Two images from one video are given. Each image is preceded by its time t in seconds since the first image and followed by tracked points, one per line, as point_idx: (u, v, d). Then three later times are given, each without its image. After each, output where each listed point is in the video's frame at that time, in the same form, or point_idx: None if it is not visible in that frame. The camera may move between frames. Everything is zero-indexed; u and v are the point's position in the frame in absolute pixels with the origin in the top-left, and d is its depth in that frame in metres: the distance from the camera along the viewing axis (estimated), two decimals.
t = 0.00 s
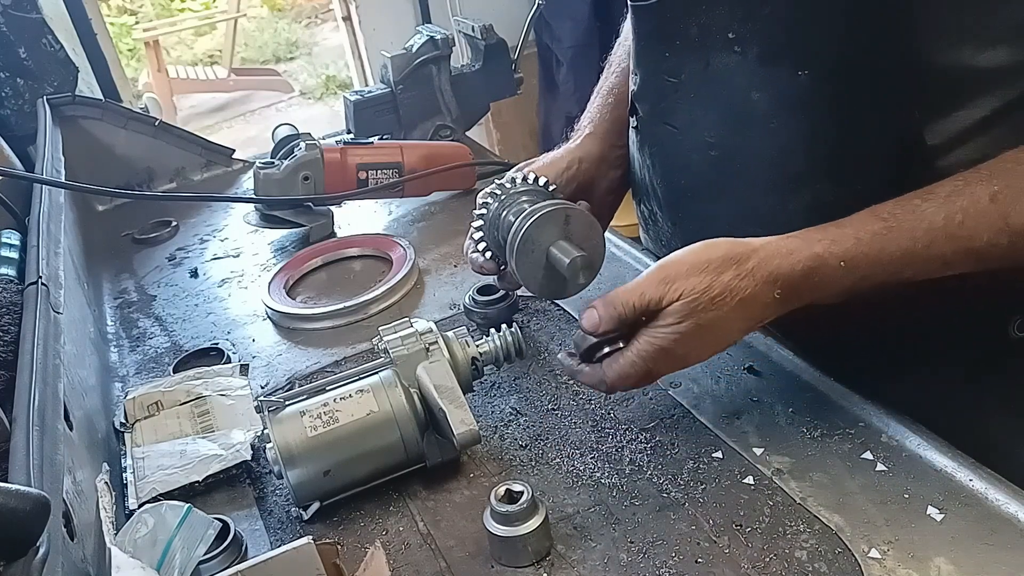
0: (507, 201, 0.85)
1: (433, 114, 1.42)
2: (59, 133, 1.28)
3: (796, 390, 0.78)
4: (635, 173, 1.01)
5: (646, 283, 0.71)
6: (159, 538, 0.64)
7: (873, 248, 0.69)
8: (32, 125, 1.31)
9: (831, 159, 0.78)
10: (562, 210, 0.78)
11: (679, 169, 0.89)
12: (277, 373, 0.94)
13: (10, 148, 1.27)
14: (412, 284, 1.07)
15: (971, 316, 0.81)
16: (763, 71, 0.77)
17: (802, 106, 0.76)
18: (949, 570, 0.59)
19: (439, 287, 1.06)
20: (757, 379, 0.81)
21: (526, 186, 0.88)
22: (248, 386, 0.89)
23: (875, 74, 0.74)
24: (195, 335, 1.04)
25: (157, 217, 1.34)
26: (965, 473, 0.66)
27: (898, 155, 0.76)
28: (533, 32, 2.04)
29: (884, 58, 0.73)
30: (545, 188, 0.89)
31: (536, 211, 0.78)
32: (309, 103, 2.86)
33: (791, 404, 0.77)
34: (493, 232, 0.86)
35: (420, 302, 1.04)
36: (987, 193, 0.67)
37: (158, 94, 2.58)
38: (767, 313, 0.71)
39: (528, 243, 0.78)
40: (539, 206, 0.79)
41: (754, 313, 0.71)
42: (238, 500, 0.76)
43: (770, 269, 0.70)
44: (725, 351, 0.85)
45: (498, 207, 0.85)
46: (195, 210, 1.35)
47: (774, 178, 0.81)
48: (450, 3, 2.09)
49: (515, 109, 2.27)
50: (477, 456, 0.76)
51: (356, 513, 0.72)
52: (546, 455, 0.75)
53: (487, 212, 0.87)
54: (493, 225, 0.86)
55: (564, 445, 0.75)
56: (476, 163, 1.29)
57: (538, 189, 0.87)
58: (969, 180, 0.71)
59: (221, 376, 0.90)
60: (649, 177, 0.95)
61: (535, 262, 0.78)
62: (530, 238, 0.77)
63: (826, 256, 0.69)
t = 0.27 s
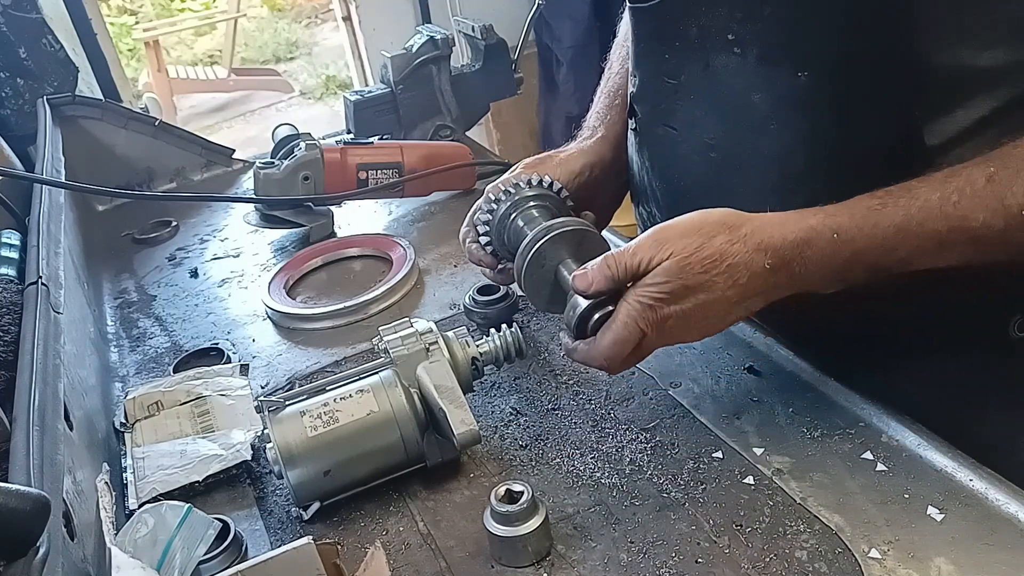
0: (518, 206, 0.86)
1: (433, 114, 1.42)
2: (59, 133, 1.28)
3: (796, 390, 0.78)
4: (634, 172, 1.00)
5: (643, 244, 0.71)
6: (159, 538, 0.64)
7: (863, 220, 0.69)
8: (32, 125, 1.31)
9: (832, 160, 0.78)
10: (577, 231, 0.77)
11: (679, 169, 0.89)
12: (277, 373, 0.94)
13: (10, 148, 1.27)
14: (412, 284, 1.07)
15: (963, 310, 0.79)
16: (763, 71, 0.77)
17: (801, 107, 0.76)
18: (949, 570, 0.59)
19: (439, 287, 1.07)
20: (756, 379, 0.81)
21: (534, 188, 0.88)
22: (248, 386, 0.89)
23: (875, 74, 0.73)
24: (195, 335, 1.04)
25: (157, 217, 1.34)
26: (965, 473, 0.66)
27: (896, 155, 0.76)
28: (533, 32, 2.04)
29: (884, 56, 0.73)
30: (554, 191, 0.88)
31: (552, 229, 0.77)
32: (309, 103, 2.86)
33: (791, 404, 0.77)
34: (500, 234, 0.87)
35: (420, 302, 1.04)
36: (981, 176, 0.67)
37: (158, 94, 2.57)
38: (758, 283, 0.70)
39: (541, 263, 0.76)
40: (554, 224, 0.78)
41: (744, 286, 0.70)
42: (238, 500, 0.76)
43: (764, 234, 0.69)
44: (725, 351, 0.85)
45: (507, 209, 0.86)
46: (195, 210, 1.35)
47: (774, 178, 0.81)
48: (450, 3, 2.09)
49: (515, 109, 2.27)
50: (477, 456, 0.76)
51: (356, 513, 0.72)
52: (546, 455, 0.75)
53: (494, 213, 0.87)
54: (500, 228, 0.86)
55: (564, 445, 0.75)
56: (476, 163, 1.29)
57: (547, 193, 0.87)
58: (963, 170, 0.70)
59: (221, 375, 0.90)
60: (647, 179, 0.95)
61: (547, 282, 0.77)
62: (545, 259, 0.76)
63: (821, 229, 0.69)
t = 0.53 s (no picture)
0: (511, 196, 0.84)
1: (433, 114, 1.42)
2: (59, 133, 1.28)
3: (796, 389, 0.79)
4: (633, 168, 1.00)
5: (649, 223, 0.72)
6: (159, 538, 0.64)
7: (849, 201, 0.66)
8: (32, 125, 1.31)
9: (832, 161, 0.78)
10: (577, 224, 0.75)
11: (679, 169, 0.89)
12: (277, 373, 0.94)
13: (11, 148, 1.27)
14: (412, 284, 1.07)
15: (963, 310, 0.77)
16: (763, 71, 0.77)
17: (802, 107, 0.76)
18: (949, 570, 0.59)
19: (439, 287, 1.07)
20: (756, 379, 0.81)
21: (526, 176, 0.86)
22: (248, 386, 0.89)
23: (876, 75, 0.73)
24: (195, 335, 1.04)
25: (157, 217, 1.34)
26: (965, 473, 0.66)
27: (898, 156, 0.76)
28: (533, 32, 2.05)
29: (883, 57, 0.72)
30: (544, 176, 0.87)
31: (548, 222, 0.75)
32: (309, 103, 2.86)
33: (791, 404, 0.77)
34: (491, 222, 0.85)
35: (421, 302, 1.04)
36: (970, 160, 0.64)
37: (159, 94, 2.58)
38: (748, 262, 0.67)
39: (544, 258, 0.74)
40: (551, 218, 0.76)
41: (733, 267, 0.68)
42: (238, 500, 0.76)
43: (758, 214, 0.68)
44: (725, 351, 0.86)
45: (499, 199, 0.84)
46: (195, 210, 1.35)
47: (774, 178, 0.81)
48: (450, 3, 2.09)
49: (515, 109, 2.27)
50: (477, 456, 0.76)
51: (356, 513, 0.71)
52: (546, 455, 0.75)
53: (487, 202, 0.85)
54: (493, 217, 0.84)
55: (564, 446, 0.75)
56: (476, 164, 1.29)
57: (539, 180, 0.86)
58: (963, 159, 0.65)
59: (221, 376, 0.90)
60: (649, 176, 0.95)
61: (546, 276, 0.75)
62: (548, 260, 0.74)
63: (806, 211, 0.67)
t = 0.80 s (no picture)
0: (532, 203, 0.82)
1: (433, 114, 1.42)
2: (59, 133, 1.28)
3: (796, 389, 0.79)
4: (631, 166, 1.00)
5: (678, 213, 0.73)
6: (159, 538, 0.64)
7: (887, 203, 0.66)
8: (32, 125, 1.31)
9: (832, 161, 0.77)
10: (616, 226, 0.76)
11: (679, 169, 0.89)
12: (277, 373, 0.94)
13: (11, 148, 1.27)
14: (412, 284, 1.07)
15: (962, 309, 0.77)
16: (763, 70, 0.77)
17: (801, 107, 0.76)
18: (949, 570, 0.59)
19: (439, 287, 1.07)
20: (756, 379, 0.81)
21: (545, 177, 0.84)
22: (248, 386, 0.89)
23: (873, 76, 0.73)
24: (195, 335, 1.04)
25: (157, 217, 1.34)
26: (965, 473, 0.66)
27: (896, 156, 0.76)
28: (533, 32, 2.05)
29: (884, 58, 0.73)
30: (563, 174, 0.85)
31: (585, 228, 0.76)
32: (309, 103, 2.86)
33: (791, 403, 0.77)
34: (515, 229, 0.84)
35: (421, 302, 1.04)
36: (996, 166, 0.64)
37: (159, 94, 2.58)
38: (778, 271, 0.68)
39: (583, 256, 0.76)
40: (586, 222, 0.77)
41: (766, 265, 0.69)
42: (238, 500, 0.76)
43: (789, 222, 0.68)
44: (725, 352, 0.86)
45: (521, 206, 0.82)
46: (195, 210, 1.35)
47: (774, 178, 0.81)
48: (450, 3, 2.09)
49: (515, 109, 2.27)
50: (477, 456, 0.76)
51: (356, 513, 0.71)
52: (547, 455, 0.75)
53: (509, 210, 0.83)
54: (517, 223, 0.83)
55: (564, 446, 0.75)
56: (476, 163, 1.29)
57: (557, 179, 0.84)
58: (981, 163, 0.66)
59: (221, 375, 0.90)
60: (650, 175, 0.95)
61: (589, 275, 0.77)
62: (584, 272, 0.75)
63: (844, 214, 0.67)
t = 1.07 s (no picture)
0: (572, 240, 0.81)
1: (433, 114, 1.42)
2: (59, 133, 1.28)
3: (796, 388, 0.79)
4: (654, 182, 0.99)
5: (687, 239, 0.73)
6: (159, 538, 0.64)
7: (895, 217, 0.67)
8: (32, 125, 1.31)
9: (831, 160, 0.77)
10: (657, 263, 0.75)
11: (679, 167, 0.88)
12: (277, 373, 0.94)
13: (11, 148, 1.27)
14: (412, 284, 1.07)
15: (963, 309, 0.77)
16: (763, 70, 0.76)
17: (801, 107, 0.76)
18: (949, 570, 0.59)
19: (439, 287, 1.07)
20: (756, 379, 0.81)
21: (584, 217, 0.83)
22: (248, 386, 0.89)
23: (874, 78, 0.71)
24: (195, 336, 1.04)
25: (157, 218, 1.34)
26: (966, 473, 0.66)
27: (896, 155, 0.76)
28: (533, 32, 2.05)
29: (883, 58, 0.69)
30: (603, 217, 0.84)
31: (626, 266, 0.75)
32: (309, 103, 2.86)
33: (791, 404, 0.77)
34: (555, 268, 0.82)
35: (421, 302, 1.04)
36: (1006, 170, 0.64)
37: (158, 94, 2.58)
38: (786, 276, 0.68)
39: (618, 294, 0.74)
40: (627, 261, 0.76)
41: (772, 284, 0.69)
42: (238, 500, 0.76)
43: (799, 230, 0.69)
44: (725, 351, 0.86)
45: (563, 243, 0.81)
46: (195, 210, 1.35)
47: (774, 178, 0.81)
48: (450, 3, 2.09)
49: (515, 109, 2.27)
50: (477, 456, 0.76)
51: (356, 513, 0.71)
52: (547, 455, 0.75)
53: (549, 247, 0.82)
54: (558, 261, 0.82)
55: (564, 446, 0.75)
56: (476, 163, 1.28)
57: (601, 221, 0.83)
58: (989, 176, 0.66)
59: (221, 375, 0.90)
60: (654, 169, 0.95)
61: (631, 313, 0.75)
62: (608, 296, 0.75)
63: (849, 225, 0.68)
